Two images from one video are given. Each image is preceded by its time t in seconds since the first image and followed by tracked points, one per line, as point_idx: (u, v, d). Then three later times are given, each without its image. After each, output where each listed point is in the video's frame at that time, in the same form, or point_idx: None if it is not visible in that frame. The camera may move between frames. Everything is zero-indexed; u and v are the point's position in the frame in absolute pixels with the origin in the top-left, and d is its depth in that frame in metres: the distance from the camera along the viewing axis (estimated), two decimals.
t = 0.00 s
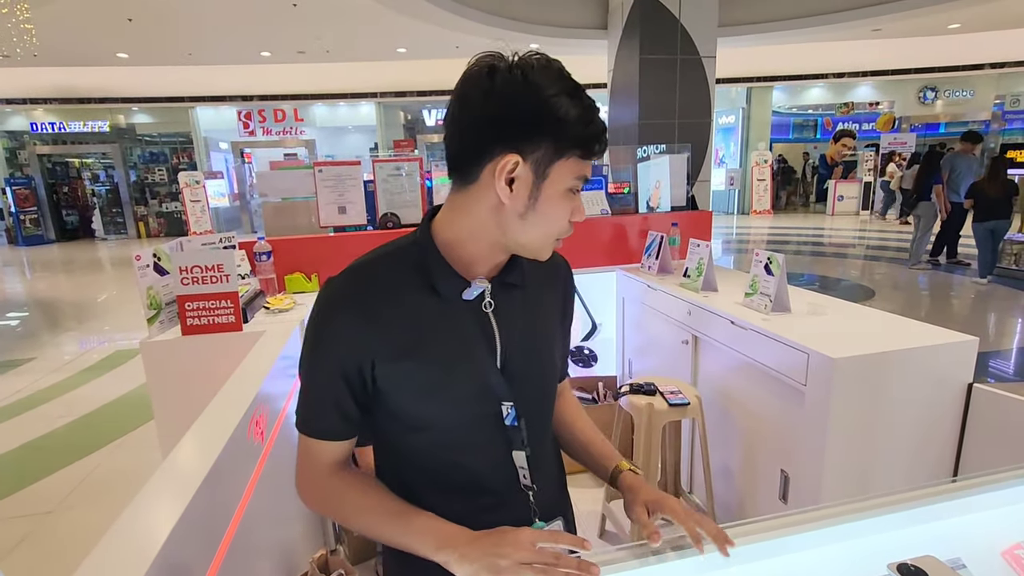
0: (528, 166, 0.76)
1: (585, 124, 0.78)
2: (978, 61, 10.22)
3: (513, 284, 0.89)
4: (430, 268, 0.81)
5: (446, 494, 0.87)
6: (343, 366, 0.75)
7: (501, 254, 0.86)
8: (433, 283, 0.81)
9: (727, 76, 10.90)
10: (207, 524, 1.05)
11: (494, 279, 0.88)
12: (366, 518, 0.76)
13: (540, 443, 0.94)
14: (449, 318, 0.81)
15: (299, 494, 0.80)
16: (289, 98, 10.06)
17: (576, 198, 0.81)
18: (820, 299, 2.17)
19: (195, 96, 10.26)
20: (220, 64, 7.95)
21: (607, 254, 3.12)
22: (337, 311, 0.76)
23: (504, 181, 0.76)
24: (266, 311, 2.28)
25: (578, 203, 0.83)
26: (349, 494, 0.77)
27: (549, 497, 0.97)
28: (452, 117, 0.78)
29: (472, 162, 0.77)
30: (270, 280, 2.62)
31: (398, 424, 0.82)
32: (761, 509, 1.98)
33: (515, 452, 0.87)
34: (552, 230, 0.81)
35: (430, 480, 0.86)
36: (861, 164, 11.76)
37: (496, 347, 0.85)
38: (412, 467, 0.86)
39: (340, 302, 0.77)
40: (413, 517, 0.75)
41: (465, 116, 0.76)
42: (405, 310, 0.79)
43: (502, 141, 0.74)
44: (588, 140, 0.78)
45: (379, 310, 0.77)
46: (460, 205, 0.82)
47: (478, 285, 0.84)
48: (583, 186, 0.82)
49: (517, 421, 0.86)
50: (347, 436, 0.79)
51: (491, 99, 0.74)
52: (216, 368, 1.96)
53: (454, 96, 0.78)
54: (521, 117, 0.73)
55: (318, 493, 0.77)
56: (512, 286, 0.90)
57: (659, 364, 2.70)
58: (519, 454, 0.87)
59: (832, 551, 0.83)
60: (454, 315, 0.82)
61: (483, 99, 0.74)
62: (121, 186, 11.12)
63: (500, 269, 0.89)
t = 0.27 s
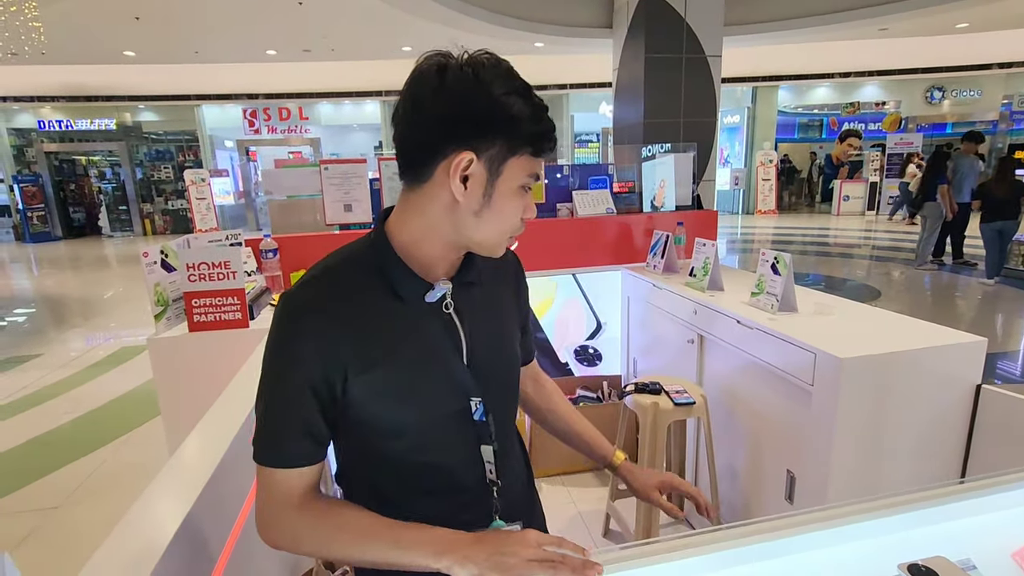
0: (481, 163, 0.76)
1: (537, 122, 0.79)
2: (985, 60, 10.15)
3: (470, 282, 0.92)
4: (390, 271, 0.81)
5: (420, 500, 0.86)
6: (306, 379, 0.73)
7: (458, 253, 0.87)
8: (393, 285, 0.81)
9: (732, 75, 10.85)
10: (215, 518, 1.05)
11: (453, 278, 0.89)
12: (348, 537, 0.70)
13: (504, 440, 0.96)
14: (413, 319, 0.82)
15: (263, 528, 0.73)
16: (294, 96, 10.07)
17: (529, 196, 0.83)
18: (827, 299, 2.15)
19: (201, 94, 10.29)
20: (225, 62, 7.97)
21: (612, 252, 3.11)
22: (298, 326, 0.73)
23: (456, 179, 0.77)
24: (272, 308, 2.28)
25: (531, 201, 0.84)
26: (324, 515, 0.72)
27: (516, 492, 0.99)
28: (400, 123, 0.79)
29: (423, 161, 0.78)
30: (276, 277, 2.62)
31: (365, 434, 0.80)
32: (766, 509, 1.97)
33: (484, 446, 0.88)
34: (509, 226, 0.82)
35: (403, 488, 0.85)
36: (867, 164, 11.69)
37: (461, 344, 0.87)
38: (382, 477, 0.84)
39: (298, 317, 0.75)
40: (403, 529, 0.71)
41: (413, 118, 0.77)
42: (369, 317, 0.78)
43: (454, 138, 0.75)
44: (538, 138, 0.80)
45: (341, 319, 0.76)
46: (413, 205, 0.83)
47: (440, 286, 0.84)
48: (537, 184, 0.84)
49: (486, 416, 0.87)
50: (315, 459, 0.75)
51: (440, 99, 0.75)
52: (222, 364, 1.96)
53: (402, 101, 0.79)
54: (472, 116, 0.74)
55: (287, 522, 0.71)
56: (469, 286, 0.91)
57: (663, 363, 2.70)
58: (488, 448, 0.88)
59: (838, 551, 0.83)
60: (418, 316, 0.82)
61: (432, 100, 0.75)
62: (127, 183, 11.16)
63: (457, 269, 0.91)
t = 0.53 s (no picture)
0: (468, 159, 0.77)
1: (518, 114, 0.80)
2: (991, 58, 10.10)
3: (461, 272, 0.92)
4: (386, 268, 0.81)
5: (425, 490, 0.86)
6: (307, 381, 0.72)
7: (448, 247, 0.87)
8: (389, 280, 0.81)
9: (737, 73, 10.81)
10: (219, 512, 1.06)
11: (445, 270, 0.90)
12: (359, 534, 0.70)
13: (504, 426, 0.96)
14: (411, 313, 0.81)
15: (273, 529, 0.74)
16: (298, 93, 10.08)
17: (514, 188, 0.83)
18: (832, 296, 2.15)
19: (205, 91, 10.31)
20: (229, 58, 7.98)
21: (616, 249, 3.11)
22: (297, 329, 0.73)
23: (444, 176, 0.77)
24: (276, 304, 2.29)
25: (516, 191, 0.85)
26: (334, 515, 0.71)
27: (517, 478, 1.00)
28: (384, 124, 0.79)
29: (410, 161, 0.78)
30: (280, 273, 2.63)
31: (368, 431, 0.80)
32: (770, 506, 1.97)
33: (485, 432, 0.88)
34: (499, 218, 0.83)
35: (407, 480, 0.85)
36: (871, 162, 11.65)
37: (459, 333, 0.88)
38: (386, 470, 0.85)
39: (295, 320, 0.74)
40: (408, 528, 0.71)
41: (396, 119, 0.76)
42: (368, 314, 0.77)
43: (440, 137, 0.75)
44: (521, 130, 0.80)
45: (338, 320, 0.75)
46: (402, 203, 0.83)
47: (435, 279, 0.85)
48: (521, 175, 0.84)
49: (486, 401, 0.88)
50: (323, 459, 0.74)
51: (423, 98, 0.74)
52: (227, 359, 1.97)
53: (383, 102, 0.78)
54: (456, 112, 0.74)
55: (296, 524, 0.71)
56: (461, 277, 0.92)
57: (667, 361, 2.69)
58: (488, 433, 0.88)
59: (844, 547, 0.82)
60: (416, 309, 0.82)
61: (416, 99, 0.74)
62: (131, 179, 11.20)
63: (448, 262, 0.92)
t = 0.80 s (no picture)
0: (515, 157, 0.79)
1: (563, 116, 0.82)
2: (989, 56, 10.11)
3: (503, 267, 0.94)
4: (433, 256, 0.85)
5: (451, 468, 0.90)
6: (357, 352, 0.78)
7: (493, 241, 0.90)
8: (438, 266, 0.85)
9: (735, 71, 10.80)
10: (215, 510, 1.06)
11: (489, 263, 0.92)
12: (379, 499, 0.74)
13: (529, 413, 0.99)
14: (454, 299, 0.85)
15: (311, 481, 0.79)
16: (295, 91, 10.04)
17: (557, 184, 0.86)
18: (829, 294, 2.15)
19: (202, 89, 10.28)
20: (226, 56, 7.95)
21: (614, 247, 3.11)
22: (350, 305, 0.78)
23: (491, 175, 0.80)
24: (274, 303, 2.28)
25: (560, 188, 0.87)
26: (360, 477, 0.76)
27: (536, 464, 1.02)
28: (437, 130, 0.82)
29: (462, 162, 0.81)
30: (278, 272, 2.58)
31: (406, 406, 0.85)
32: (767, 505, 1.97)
33: (510, 416, 0.92)
34: (544, 212, 0.85)
35: (436, 459, 0.89)
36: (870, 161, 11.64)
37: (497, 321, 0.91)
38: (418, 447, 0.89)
39: (349, 295, 0.81)
40: (421, 501, 0.73)
41: (448, 123, 0.80)
42: (415, 296, 0.82)
43: (488, 138, 0.78)
44: (564, 132, 0.82)
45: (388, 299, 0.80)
46: (452, 200, 0.86)
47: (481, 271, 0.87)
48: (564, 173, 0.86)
49: (514, 388, 0.92)
50: (363, 425, 0.79)
51: (473, 102, 0.77)
52: (224, 358, 1.97)
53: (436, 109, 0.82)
54: (502, 114, 0.77)
55: (332, 481, 0.77)
56: (504, 269, 0.94)
57: (665, 359, 2.70)
58: (513, 418, 0.92)
59: (841, 546, 0.83)
60: (459, 296, 0.86)
61: (469, 102, 0.78)
62: (129, 178, 11.17)
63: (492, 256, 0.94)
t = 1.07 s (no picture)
0: (641, 194, 0.94)
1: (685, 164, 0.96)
2: (980, 55, 10.19)
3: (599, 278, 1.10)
4: (552, 258, 1.01)
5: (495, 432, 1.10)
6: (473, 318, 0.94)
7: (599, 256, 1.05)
8: (551, 270, 1.01)
9: (729, 70, 10.83)
10: (205, 510, 1.05)
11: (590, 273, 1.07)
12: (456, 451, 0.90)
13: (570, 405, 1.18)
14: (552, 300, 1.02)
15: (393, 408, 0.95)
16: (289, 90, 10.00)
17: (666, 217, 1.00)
18: (819, 292, 2.16)
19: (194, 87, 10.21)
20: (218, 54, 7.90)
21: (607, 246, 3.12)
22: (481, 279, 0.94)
23: (618, 202, 0.94)
24: (266, 302, 2.27)
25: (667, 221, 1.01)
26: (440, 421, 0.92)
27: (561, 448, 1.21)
28: (580, 150, 0.96)
29: (596, 185, 0.94)
30: (270, 271, 2.57)
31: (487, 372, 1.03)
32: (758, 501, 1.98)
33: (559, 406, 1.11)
34: (644, 243, 1.01)
35: (491, 419, 1.08)
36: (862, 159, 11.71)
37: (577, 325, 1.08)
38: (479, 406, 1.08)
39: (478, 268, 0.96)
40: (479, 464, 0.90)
41: (594, 149, 0.93)
42: (525, 288, 0.98)
43: (625, 173, 0.92)
44: (682, 176, 0.96)
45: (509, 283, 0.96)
46: (576, 213, 1.00)
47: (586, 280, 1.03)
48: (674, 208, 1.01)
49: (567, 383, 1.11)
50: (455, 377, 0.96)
51: (623, 140, 0.91)
52: (215, 358, 1.96)
53: (585, 133, 0.95)
54: (644, 157, 0.91)
55: (415, 416, 0.92)
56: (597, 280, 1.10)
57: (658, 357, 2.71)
58: (561, 409, 1.11)
59: (827, 541, 0.83)
60: (557, 296, 1.02)
61: (614, 141, 0.91)
62: (120, 177, 11.09)
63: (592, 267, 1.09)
